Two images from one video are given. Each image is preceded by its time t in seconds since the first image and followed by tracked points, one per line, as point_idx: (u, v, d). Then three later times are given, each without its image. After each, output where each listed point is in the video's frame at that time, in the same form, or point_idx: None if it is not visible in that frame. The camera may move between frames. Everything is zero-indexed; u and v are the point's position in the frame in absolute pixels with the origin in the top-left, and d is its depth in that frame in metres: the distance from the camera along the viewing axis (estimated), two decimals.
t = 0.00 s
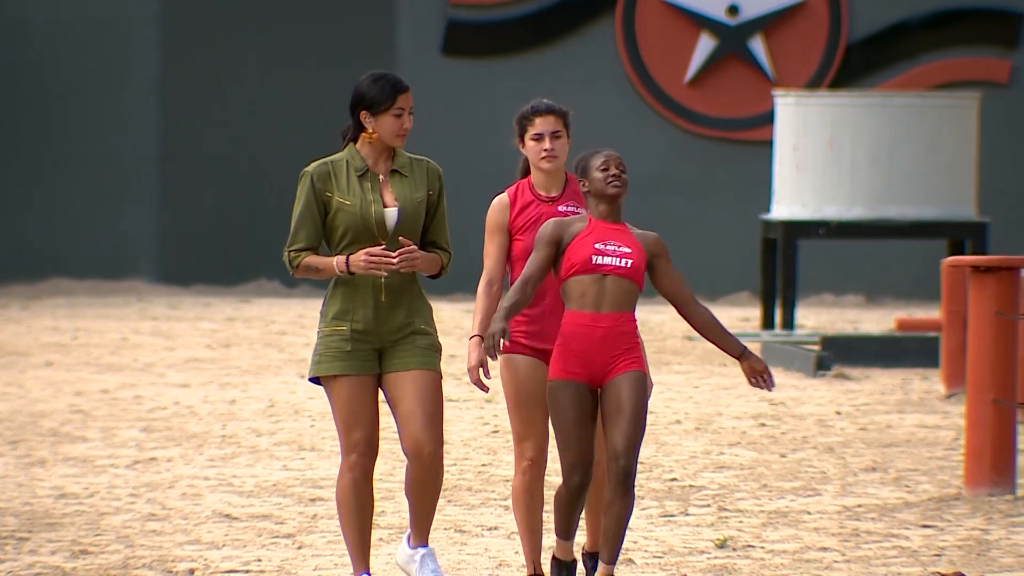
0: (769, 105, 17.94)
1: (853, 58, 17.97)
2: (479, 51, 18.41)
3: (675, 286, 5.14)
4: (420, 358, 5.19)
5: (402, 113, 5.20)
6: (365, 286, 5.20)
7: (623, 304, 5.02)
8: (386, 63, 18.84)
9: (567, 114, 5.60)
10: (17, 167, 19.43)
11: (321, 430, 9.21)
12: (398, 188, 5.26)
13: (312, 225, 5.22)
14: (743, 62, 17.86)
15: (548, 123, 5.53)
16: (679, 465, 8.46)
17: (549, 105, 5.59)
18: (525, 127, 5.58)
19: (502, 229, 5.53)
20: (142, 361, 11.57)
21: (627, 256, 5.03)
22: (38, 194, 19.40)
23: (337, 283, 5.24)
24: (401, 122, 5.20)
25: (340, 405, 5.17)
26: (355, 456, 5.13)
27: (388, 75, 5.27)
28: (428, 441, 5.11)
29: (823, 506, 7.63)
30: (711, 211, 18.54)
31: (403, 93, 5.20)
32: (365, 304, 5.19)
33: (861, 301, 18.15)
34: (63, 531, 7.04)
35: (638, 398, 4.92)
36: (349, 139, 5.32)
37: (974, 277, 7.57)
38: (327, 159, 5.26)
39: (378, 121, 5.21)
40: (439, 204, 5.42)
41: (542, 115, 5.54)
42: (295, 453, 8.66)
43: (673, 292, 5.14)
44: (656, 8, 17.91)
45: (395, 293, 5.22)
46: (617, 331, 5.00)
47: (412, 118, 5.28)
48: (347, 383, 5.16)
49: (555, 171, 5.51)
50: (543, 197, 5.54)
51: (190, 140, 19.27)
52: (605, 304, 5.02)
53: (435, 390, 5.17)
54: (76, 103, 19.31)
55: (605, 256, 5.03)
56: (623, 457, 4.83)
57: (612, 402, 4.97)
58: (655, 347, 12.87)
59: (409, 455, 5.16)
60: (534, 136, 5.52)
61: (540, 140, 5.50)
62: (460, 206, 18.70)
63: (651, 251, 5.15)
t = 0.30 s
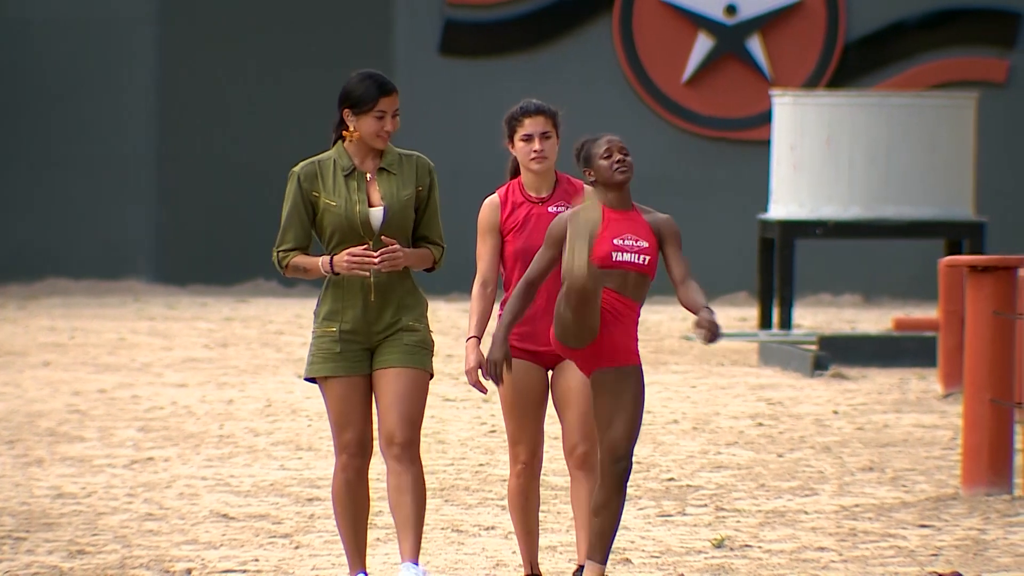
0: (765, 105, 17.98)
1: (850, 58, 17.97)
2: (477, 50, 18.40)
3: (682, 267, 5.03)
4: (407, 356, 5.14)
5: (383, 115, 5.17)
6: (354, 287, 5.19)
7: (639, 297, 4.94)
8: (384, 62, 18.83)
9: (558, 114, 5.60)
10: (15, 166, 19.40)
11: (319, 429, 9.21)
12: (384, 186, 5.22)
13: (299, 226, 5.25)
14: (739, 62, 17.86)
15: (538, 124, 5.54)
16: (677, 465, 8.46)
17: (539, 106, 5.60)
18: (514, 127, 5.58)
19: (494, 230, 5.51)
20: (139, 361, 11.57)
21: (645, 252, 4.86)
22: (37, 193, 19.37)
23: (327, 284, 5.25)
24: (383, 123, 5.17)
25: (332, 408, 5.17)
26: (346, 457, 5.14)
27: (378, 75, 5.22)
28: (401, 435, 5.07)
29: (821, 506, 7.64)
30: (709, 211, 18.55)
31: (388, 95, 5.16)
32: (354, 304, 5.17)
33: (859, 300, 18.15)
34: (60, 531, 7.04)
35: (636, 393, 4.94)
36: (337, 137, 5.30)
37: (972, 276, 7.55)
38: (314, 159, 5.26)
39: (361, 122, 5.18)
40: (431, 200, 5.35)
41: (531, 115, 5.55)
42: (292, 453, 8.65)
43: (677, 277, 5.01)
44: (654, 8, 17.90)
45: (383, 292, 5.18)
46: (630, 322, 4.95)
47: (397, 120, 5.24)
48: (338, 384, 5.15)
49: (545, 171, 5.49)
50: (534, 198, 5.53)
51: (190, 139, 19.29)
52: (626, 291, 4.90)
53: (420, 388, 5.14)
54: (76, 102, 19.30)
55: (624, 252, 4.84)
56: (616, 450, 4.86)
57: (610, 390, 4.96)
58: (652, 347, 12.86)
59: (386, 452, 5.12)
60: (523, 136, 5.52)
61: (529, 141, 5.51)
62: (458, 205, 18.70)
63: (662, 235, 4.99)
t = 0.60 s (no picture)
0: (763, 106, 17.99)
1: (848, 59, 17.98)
2: (478, 50, 18.41)
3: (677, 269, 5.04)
4: (401, 360, 5.12)
5: (383, 117, 5.15)
6: (352, 291, 5.18)
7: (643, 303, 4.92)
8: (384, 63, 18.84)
9: (573, 121, 5.50)
10: (16, 167, 19.40)
11: (317, 430, 9.22)
12: (384, 191, 5.21)
13: (300, 230, 5.26)
14: (738, 63, 17.86)
15: (549, 131, 5.45)
16: (674, 466, 8.47)
17: (553, 112, 5.50)
18: (527, 134, 5.50)
19: (503, 236, 5.54)
20: (138, 362, 11.58)
21: (646, 261, 4.88)
22: (38, 193, 19.37)
23: (325, 287, 5.25)
24: (382, 126, 5.15)
25: (329, 411, 5.19)
26: (341, 461, 5.16)
27: (379, 78, 5.20)
28: (390, 433, 5.02)
29: (819, 507, 7.64)
30: (708, 212, 18.56)
31: (386, 97, 5.14)
32: (351, 309, 5.17)
33: (857, 301, 18.15)
34: (59, 531, 7.05)
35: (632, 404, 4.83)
36: (339, 141, 5.30)
37: (970, 277, 7.59)
38: (314, 162, 5.26)
39: (360, 125, 5.16)
40: (432, 204, 5.34)
41: (543, 122, 5.46)
42: (290, 454, 8.66)
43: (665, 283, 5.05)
44: (652, 10, 17.92)
45: (380, 297, 5.17)
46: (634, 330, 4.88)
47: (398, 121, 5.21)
48: (333, 388, 5.16)
49: (557, 179, 5.45)
50: (543, 205, 5.49)
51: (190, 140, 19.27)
52: (633, 301, 4.88)
53: (411, 392, 5.12)
54: (77, 102, 19.31)
55: (625, 263, 4.85)
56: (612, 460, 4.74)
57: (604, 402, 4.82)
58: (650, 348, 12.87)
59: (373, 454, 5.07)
60: (535, 144, 5.46)
61: (541, 148, 5.44)
62: (456, 206, 18.72)
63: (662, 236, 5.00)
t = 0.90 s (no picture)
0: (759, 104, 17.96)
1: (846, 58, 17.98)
2: (478, 49, 18.40)
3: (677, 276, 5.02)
4: (408, 362, 5.10)
5: (383, 104, 5.14)
6: (362, 292, 5.16)
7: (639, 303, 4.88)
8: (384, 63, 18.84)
9: (592, 116, 5.52)
10: (15, 167, 19.37)
11: (315, 428, 9.22)
12: (396, 191, 5.19)
13: (309, 228, 5.20)
14: (736, 61, 17.87)
15: (567, 123, 5.47)
16: (672, 464, 8.46)
17: (574, 105, 5.51)
18: (546, 125, 5.52)
19: (515, 225, 5.53)
20: (136, 360, 11.57)
21: (645, 259, 4.87)
22: (37, 192, 19.36)
23: (334, 286, 5.21)
24: (384, 113, 5.14)
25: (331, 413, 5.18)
26: (341, 463, 5.16)
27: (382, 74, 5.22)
28: (387, 439, 5.01)
29: (817, 504, 7.64)
30: (708, 210, 18.56)
31: (384, 84, 5.15)
32: (361, 310, 5.15)
33: (854, 300, 18.15)
34: (57, 529, 7.04)
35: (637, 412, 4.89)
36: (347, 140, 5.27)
37: (969, 275, 7.62)
38: (324, 161, 5.21)
39: (363, 116, 5.16)
40: (439, 207, 5.35)
41: (562, 115, 5.48)
42: (288, 451, 8.66)
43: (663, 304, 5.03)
44: (650, 8, 17.90)
45: (391, 297, 5.16)
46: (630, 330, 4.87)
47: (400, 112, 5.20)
48: (339, 390, 5.15)
49: (572, 172, 5.47)
50: (557, 198, 5.49)
51: (191, 139, 19.30)
52: (625, 302, 4.85)
53: (414, 395, 5.10)
54: (75, 102, 19.28)
55: (623, 259, 4.85)
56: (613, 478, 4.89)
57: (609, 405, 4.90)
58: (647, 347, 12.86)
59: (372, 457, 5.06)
60: (551, 135, 5.48)
61: (557, 141, 5.47)
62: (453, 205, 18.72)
63: (664, 245, 4.95)
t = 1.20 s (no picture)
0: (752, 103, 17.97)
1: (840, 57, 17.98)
2: (475, 48, 18.39)
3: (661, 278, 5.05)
4: (408, 362, 5.07)
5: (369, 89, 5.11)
6: (362, 284, 5.09)
7: (631, 303, 4.91)
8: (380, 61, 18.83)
9: (587, 116, 5.48)
10: (12, 166, 19.34)
11: (309, 427, 9.21)
12: (399, 185, 5.14)
13: (314, 221, 5.16)
14: (730, 60, 17.88)
15: (562, 124, 5.43)
16: (666, 463, 8.46)
17: (567, 105, 5.47)
18: (540, 125, 5.49)
19: (511, 224, 5.48)
20: (129, 359, 11.56)
21: (634, 258, 4.91)
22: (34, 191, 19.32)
23: (335, 277, 5.14)
24: (370, 97, 5.10)
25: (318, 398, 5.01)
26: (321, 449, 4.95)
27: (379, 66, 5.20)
28: (388, 439, 5.05)
29: (811, 503, 7.64)
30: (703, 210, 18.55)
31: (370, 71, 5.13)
32: (360, 301, 5.07)
33: (848, 299, 18.16)
34: (50, 528, 7.04)
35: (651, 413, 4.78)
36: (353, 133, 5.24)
37: (962, 274, 7.60)
38: (330, 153, 5.17)
39: (355, 106, 5.16)
40: (446, 203, 5.29)
41: (556, 115, 5.43)
42: (282, 450, 8.66)
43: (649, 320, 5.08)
44: (644, 7, 17.91)
45: (390, 292, 5.10)
46: (624, 333, 4.89)
47: (393, 99, 5.14)
48: (330, 377, 5.00)
49: (567, 173, 5.43)
50: (554, 198, 5.47)
51: (189, 140, 19.33)
52: (616, 303, 4.89)
53: (413, 396, 5.08)
54: (72, 101, 19.24)
55: (613, 257, 4.89)
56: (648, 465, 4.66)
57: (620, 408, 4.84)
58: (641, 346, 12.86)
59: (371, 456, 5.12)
60: (546, 136, 5.45)
61: (552, 141, 5.43)
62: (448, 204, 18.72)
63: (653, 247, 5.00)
